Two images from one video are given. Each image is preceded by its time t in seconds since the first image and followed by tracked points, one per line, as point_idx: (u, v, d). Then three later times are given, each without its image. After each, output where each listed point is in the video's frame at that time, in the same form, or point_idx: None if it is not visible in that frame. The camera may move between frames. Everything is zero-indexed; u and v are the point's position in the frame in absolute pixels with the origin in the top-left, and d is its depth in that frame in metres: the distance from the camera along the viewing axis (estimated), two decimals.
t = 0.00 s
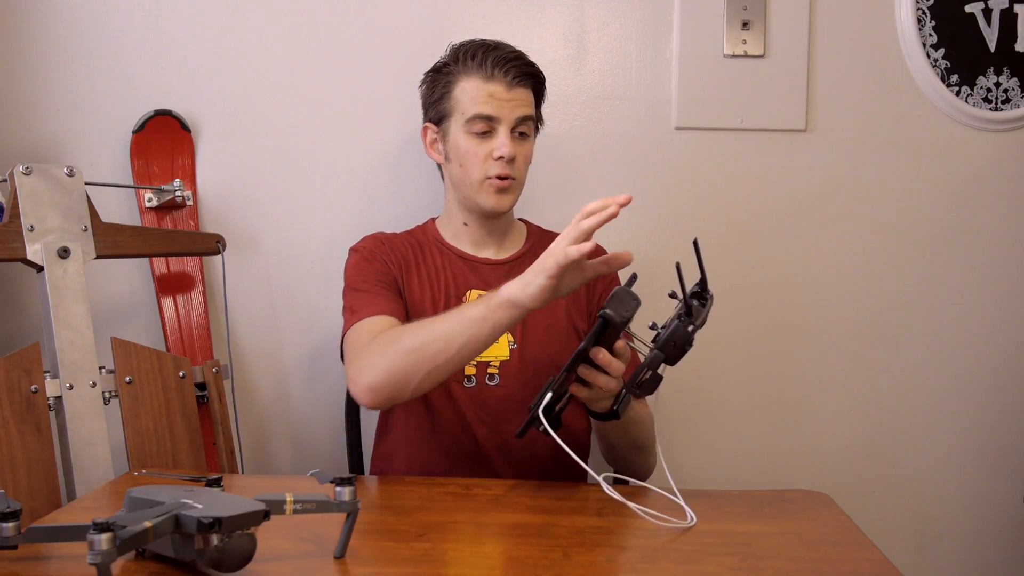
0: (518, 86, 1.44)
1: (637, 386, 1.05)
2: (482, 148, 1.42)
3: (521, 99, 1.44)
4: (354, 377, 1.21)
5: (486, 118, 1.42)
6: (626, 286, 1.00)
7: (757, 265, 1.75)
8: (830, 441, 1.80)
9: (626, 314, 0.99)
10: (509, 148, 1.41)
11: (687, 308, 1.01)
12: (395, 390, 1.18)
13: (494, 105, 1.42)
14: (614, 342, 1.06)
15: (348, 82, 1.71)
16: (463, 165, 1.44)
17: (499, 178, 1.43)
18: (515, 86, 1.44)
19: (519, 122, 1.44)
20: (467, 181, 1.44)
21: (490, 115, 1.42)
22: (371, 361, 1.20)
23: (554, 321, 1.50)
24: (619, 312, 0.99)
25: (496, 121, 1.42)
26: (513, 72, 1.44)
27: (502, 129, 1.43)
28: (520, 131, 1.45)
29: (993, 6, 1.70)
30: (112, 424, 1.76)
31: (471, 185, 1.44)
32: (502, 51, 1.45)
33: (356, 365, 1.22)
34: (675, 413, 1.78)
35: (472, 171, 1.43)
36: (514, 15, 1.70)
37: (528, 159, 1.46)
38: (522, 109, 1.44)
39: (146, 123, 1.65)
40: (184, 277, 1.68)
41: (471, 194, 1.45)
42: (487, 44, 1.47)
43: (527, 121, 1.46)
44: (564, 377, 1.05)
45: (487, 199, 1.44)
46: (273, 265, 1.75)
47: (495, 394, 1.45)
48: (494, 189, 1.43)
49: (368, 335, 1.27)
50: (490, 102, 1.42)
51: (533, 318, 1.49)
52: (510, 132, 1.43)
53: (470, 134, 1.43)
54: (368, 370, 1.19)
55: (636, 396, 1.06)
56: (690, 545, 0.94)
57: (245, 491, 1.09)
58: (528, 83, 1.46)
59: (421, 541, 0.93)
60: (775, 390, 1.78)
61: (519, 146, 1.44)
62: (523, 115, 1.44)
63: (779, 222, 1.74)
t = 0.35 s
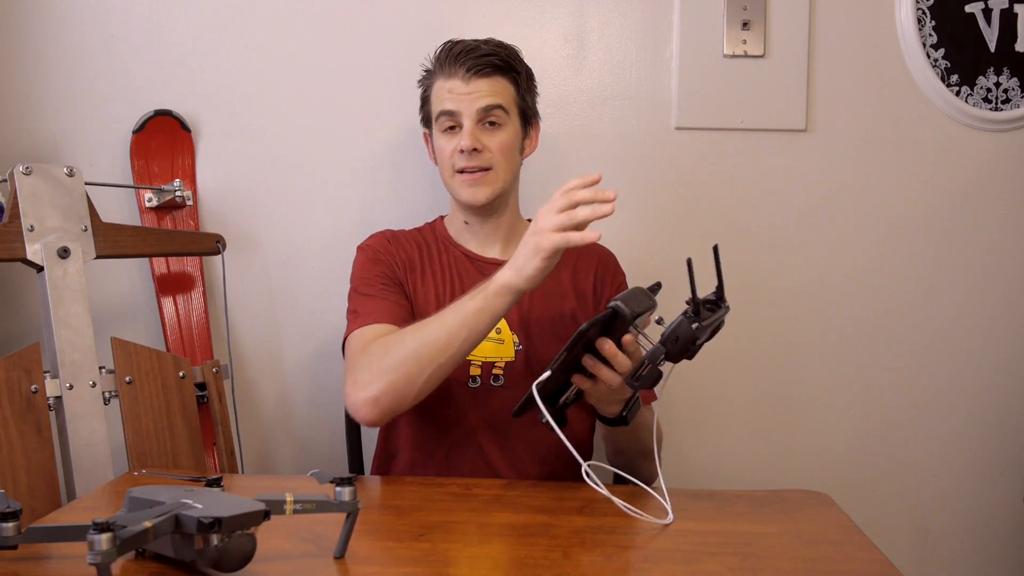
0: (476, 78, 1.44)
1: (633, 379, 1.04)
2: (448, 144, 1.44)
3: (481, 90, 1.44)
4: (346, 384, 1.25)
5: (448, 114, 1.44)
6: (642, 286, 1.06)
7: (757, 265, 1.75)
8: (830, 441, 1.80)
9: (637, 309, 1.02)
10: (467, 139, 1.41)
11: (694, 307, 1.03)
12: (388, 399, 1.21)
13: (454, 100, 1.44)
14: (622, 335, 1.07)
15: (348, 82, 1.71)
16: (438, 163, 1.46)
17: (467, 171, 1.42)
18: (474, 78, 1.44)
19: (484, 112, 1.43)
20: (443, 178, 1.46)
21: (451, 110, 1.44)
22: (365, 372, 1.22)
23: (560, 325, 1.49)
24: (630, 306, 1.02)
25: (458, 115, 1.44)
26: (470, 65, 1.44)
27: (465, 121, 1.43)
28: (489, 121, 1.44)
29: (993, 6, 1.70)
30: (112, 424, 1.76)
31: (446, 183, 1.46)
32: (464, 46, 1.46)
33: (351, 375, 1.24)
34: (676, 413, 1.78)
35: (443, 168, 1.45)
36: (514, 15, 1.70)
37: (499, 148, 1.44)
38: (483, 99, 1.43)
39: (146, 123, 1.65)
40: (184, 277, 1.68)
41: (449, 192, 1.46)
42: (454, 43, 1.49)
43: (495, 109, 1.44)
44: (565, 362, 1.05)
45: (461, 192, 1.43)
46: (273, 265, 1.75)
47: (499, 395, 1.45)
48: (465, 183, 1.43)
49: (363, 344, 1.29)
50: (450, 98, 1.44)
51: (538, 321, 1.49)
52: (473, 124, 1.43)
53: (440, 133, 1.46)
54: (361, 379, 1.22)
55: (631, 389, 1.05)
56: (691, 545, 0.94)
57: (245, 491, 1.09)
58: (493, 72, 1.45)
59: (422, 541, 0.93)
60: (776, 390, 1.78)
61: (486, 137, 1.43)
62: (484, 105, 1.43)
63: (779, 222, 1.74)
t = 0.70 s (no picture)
0: (483, 79, 1.43)
1: (668, 388, 1.05)
2: (454, 146, 1.43)
3: (488, 91, 1.43)
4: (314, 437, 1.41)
5: (455, 115, 1.44)
6: (684, 301, 1.09)
7: (757, 265, 1.75)
8: (831, 441, 1.80)
9: (681, 321, 1.05)
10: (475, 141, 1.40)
11: (742, 327, 1.02)
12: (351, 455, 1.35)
13: (461, 101, 1.43)
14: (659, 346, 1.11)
15: (348, 83, 1.71)
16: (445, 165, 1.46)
17: (475, 173, 1.42)
18: (481, 80, 1.43)
19: (491, 113, 1.43)
20: (450, 180, 1.46)
21: (458, 111, 1.43)
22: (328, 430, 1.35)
23: (562, 330, 1.48)
24: (674, 316, 1.06)
25: (465, 116, 1.43)
26: (476, 66, 1.43)
27: (472, 123, 1.43)
28: (496, 122, 1.44)
29: (993, 6, 1.70)
30: (112, 424, 1.76)
31: (454, 185, 1.45)
32: (468, 46, 1.46)
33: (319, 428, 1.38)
34: (676, 413, 1.79)
35: (450, 170, 1.44)
36: (514, 15, 1.70)
37: (506, 150, 1.43)
38: (490, 100, 1.43)
39: (146, 122, 1.65)
40: (184, 277, 1.68)
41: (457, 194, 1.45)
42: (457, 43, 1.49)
43: (502, 111, 1.44)
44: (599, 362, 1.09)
45: (469, 194, 1.43)
46: (273, 265, 1.75)
47: (499, 401, 1.44)
48: (472, 185, 1.42)
49: (333, 398, 1.42)
50: (456, 100, 1.44)
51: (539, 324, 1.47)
52: (480, 126, 1.43)
53: (447, 135, 1.45)
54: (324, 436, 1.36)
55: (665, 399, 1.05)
56: (691, 545, 0.94)
57: (245, 491, 1.09)
58: (500, 73, 1.44)
59: (422, 541, 0.93)
60: (775, 390, 1.78)
61: (493, 139, 1.43)
62: (491, 106, 1.43)
63: (779, 221, 1.75)
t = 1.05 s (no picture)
0: (486, 77, 1.43)
1: (654, 400, 1.04)
2: (455, 143, 1.43)
3: (491, 90, 1.43)
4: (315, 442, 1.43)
5: (458, 113, 1.43)
6: (671, 311, 1.09)
7: (757, 265, 1.75)
8: (831, 441, 1.80)
9: (666, 332, 1.05)
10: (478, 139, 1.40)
11: (727, 335, 1.01)
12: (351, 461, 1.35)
13: (464, 99, 1.43)
14: (645, 357, 1.11)
15: (349, 82, 1.71)
16: (445, 162, 1.45)
17: (476, 171, 1.42)
18: (484, 78, 1.43)
19: (493, 111, 1.43)
20: (450, 179, 1.45)
21: (461, 109, 1.43)
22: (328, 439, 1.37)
23: (561, 330, 1.48)
24: (659, 327, 1.05)
25: (468, 114, 1.43)
26: (480, 64, 1.43)
27: (475, 121, 1.43)
28: (498, 121, 1.44)
29: (993, 6, 1.70)
30: (112, 424, 1.76)
31: (455, 183, 1.44)
32: (472, 44, 1.46)
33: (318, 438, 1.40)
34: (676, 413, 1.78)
35: (451, 168, 1.44)
36: (514, 15, 1.70)
37: (508, 149, 1.43)
38: (493, 98, 1.43)
39: (146, 123, 1.65)
40: (184, 277, 1.68)
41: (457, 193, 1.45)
42: (460, 41, 1.49)
43: (504, 109, 1.44)
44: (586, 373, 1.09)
45: (469, 193, 1.42)
46: (273, 265, 1.75)
47: (498, 403, 1.44)
48: (473, 184, 1.42)
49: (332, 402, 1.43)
50: (458, 98, 1.43)
51: (537, 324, 1.47)
52: (483, 124, 1.42)
53: (449, 132, 1.45)
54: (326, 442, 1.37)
55: (652, 410, 1.05)
56: (690, 544, 0.94)
57: (245, 491, 1.09)
58: (503, 72, 1.44)
59: (422, 541, 0.93)
60: (774, 391, 1.78)
61: (495, 138, 1.43)
62: (494, 104, 1.43)
63: (779, 221, 1.75)
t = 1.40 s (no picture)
0: (475, 75, 1.43)
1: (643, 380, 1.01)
2: (446, 144, 1.43)
3: (480, 88, 1.43)
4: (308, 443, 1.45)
5: (447, 114, 1.43)
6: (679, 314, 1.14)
7: (757, 265, 1.75)
8: (831, 441, 1.80)
9: (671, 326, 1.09)
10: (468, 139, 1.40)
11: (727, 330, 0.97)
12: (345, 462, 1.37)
13: (453, 99, 1.43)
14: (647, 344, 1.11)
15: (349, 82, 1.71)
16: (437, 163, 1.45)
17: (468, 171, 1.41)
18: (472, 76, 1.43)
19: (483, 110, 1.43)
20: (443, 180, 1.45)
21: (451, 109, 1.43)
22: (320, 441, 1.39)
23: (558, 333, 1.48)
24: (665, 322, 1.09)
25: (458, 114, 1.43)
26: (468, 63, 1.43)
27: (465, 121, 1.42)
28: (488, 120, 1.44)
29: (993, 6, 1.70)
30: (112, 424, 1.76)
31: (447, 184, 1.44)
32: (460, 43, 1.46)
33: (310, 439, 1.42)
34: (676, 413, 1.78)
35: (443, 168, 1.44)
36: (514, 15, 1.70)
37: (500, 147, 1.43)
38: (483, 97, 1.43)
39: (146, 123, 1.65)
40: (184, 277, 1.68)
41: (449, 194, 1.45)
42: (448, 40, 1.48)
43: (495, 108, 1.43)
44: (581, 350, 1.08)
45: (462, 194, 1.42)
46: (273, 266, 1.75)
47: (495, 408, 1.45)
48: (465, 184, 1.42)
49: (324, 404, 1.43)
50: (448, 98, 1.43)
51: (533, 328, 1.47)
52: (473, 123, 1.42)
53: (439, 133, 1.45)
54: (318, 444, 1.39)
55: (642, 392, 1.01)
56: (690, 544, 0.94)
57: (245, 491, 1.09)
58: (492, 69, 1.44)
59: (422, 541, 0.93)
60: (774, 391, 1.78)
61: (486, 136, 1.42)
62: (483, 103, 1.42)
63: (779, 221, 1.74)
